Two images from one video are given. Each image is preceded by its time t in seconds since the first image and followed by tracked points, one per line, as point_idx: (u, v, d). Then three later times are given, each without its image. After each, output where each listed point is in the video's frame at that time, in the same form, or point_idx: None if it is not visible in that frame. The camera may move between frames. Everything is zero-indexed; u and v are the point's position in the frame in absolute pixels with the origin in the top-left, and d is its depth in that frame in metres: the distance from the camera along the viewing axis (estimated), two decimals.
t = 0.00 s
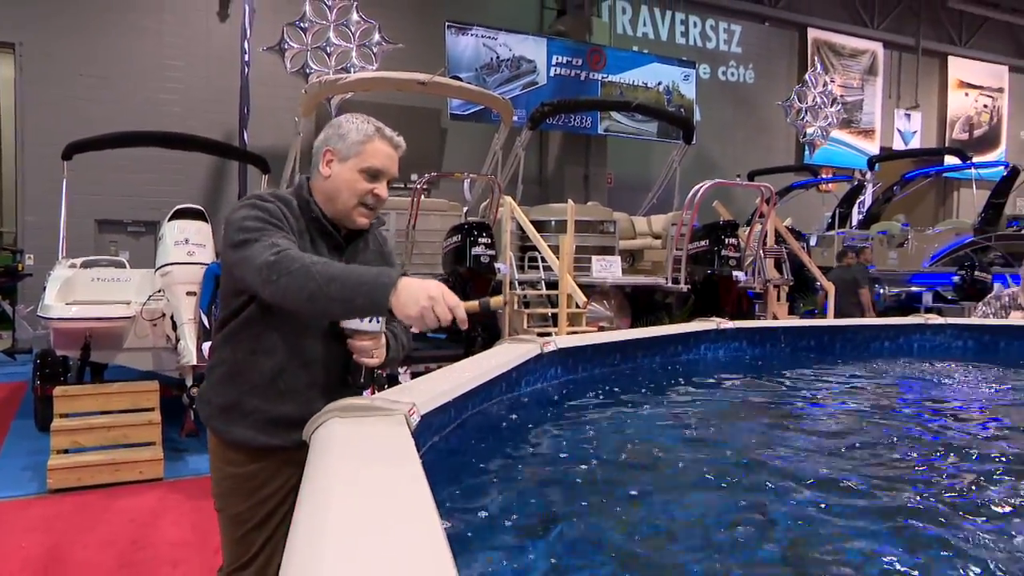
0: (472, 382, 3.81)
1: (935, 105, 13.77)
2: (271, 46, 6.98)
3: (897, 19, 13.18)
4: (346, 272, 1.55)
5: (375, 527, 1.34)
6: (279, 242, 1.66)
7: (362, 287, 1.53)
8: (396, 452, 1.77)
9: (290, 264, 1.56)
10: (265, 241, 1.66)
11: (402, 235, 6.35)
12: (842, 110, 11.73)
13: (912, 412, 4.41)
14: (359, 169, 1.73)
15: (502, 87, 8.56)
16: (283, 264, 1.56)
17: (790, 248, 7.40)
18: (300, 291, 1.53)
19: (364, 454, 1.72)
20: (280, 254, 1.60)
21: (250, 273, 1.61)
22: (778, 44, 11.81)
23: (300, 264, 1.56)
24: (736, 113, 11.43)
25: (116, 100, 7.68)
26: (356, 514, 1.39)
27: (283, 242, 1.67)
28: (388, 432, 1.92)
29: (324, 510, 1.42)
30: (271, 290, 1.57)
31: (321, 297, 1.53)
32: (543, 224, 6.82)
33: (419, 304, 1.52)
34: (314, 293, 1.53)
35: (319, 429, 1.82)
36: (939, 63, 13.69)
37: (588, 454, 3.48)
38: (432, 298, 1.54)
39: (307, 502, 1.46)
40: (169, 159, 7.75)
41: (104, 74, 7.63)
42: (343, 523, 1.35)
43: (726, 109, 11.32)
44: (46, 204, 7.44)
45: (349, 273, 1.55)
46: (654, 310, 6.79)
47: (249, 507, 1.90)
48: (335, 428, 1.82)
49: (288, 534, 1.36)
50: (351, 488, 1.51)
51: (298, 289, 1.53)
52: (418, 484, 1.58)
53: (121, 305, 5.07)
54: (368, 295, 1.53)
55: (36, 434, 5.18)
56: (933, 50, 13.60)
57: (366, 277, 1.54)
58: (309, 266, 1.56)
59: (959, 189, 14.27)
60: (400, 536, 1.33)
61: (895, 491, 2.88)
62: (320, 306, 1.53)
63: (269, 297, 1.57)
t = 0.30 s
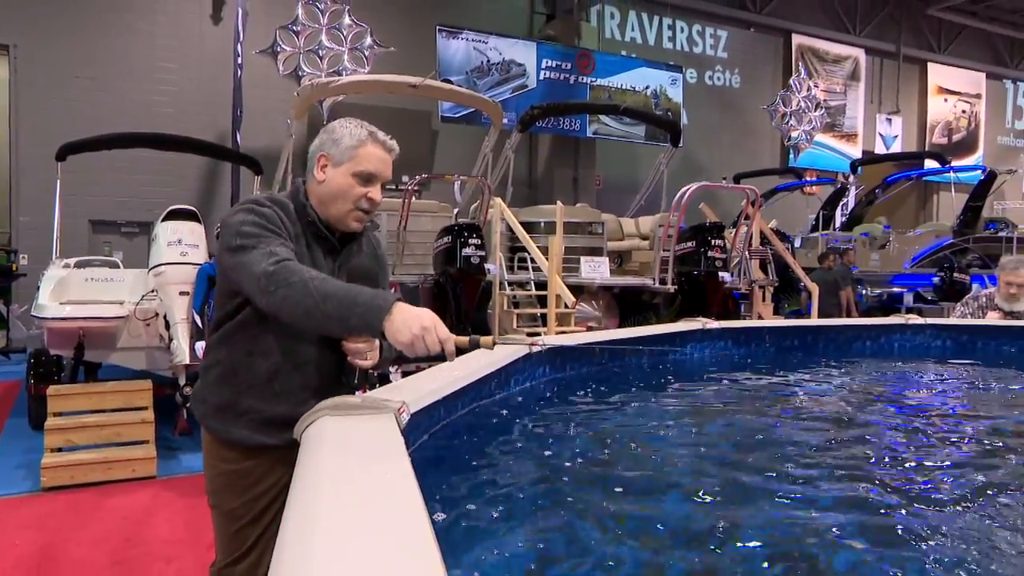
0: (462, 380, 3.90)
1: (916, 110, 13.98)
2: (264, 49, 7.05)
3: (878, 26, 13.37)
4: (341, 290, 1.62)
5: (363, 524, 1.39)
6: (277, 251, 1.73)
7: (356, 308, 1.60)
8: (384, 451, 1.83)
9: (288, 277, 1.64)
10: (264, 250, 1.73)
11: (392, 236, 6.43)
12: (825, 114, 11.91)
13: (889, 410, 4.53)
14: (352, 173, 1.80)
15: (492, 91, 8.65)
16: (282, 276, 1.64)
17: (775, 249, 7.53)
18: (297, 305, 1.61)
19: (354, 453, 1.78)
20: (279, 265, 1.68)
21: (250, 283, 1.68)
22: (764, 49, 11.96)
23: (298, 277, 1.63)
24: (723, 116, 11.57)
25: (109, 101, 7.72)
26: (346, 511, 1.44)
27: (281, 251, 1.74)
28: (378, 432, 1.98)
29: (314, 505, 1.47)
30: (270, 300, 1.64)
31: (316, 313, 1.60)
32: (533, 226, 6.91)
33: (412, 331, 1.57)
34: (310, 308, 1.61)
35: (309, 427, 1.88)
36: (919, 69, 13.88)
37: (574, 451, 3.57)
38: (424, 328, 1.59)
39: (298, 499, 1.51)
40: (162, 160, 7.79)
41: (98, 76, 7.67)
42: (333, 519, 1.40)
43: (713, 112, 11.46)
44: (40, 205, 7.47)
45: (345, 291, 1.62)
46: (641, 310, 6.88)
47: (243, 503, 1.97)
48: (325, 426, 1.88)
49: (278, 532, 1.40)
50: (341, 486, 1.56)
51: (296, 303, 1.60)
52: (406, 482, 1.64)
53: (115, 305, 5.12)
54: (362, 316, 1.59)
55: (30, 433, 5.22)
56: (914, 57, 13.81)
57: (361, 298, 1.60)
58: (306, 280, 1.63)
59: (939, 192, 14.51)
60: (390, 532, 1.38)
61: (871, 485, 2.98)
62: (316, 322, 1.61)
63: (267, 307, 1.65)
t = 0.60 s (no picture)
0: (458, 378, 3.98)
1: (903, 114, 14.13)
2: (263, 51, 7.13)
3: (866, 31, 13.52)
4: (326, 300, 1.62)
5: (360, 517, 1.41)
6: (261, 256, 1.73)
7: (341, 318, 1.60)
8: (382, 447, 1.85)
9: (271, 287, 1.64)
10: (248, 255, 1.72)
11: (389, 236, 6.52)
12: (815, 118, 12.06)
13: (872, 408, 4.63)
14: (310, 149, 1.84)
15: (486, 94, 8.74)
16: (266, 288, 1.64)
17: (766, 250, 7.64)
18: (282, 316, 1.62)
19: (351, 449, 1.80)
20: (263, 273, 1.68)
21: (237, 292, 1.69)
22: (756, 53, 12.09)
23: (281, 288, 1.63)
24: (716, 118, 11.68)
25: (109, 103, 7.79)
26: (344, 504, 1.46)
27: (264, 255, 1.73)
28: (375, 428, 2.01)
29: (312, 497, 1.49)
30: (256, 310, 1.66)
31: (302, 323, 1.62)
32: (528, 226, 7.00)
33: (394, 338, 1.58)
34: (295, 317, 1.62)
35: (308, 423, 1.91)
36: (907, 73, 14.01)
37: (568, 447, 3.64)
38: (405, 335, 1.60)
39: (296, 491, 1.53)
40: (161, 161, 7.85)
41: (98, 77, 7.73)
42: (332, 511, 1.42)
43: (705, 114, 11.57)
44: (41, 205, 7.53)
45: (329, 301, 1.62)
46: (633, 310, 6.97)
47: (246, 497, 2.00)
48: (324, 422, 1.90)
49: (276, 523, 1.42)
50: (340, 480, 1.58)
51: (282, 311, 1.61)
52: (403, 477, 1.66)
53: (115, 304, 5.19)
54: (347, 326, 1.60)
55: (32, 431, 5.28)
56: (902, 62, 13.95)
57: (345, 309, 1.61)
58: (288, 290, 1.64)
59: (926, 194, 14.69)
60: (387, 524, 1.40)
61: (858, 482, 3.06)
62: (304, 332, 1.63)
63: (255, 317, 1.67)
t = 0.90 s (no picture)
0: (455, 376, 4.06)
1: (892, 117, 14.28)
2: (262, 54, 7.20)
3: (857, 35, 13.65)
4: (307, 289, 1.68)
5: (354, 512, 1.48)
6: (247, 252, 1.81)
7: (323, 305, 1.66)
8: (377, 446, 1.92)
9: (254, 279, 1.72)
10: (235, 252, 1.82)
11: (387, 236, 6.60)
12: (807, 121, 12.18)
13: (858, 406, 4.73)
14: (295, 150, 1.92)
15: (482, 97, 8.83)
16: (249, 281, 1.72)
17: (758, 251, 7.74)
18: (265, 306, 1.69)
19: (346, 447, 1.87)
20: (247, 267, 1.76)
21: (226, 289, 1.78)
22: (749, 56, 12.20)
23: (263, 280, 1.71)
24: (710, 121, 11.79)
25: (110, 104, 7.85)
26: (339, 500, 1.53)
27: (251, 251, 1.82)
28: (371, 426, 2.07)
29: (310, 494, 1.56)
30: (242, 303, 1.74)
31: (286, 313, 1.68)
32: (524, 227, 7.08)
33: (379, 314, 1.63)
34: (279, 307, 1.68)
35: (305, 421, 1.98)
36: (896, 78, 14.16)
37: (562, 444, 3.73)
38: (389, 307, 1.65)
39: (294, 489, 1.60)
40: (160, 161, 7.92)
41: (98, 79, 7.80)
42: (328, 507, 1.49)
43: (699, 116, 11.67)
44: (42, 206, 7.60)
45: (310, 289, 1.68)
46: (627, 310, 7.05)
47: (243, 491, 2.07)
48: (321, 420, 1.97)
49: (275, 518, 1.50)
50: (336, 478, 1.66)
51: (265, 303, 1.68)
52: (397, 475, 1.73)
53: (116, 303, 5.26)
54: (330, 311, 1.66)
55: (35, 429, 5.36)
56: (891, 66, 14.07)
57: (326, 296, 1.67)
58: (269, 280, 1.71)
59: (915, 196, 14.85)
60: (380, 518, 1.47)
61: (841, 477, 3.15)
62: (289, 322, 1.69)
63: (242, 311, 1.75)
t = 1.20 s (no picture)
0: (450, 373, 4.15)
1: (883, 119, 14.41)
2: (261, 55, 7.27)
3: (849, 39, 13.78)
4: (308, 275, 1.76)
5: (347, 506, 1.56)
6: (250, 245, 1.89)
7: (323, 287, 1.75)
8: (372, 442, 2.00)
9: (255, 269, 1.79)
10: (239, 244, 1.89)
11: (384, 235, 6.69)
12: (798, 123, 12.31)
13: (845, 403, 4.83)
14: (305, 162, 1.98)
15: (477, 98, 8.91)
16: (251, 269, 1.79)
17: (750, 252, 7.85)
18: (266, 293, 1.76)
19: (343, 443, 1.95)
20: (249, 258, 1.83)
21: (228, 277, 1.85)
22: (743, 58, 12.30)
23: (265, 268, 1.78)
24: (703, 122, 11.91)
25: (110, 103, 7.92)
26: (334, 494, 1.62)
27: (254, 244, 1.89)
28: (368, 423, 2.15)
29: (306, 489, 1.64)
30: (243, 292, 1.80)
31: (286, 299, 1.76)
32: (519, 226, 7.14)
33: (383, 287, 1.74)
34: (279, 294, 1.76)
35: (303, 416, 2.06)
36: (886, 81, 14.32)
37: (554, 440, 3.83)
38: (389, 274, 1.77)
39: (291, 483, 1.68)
40: (159, 160, 7.98)
41: (99, 78, 7.86)
42: (323, 501, 1.58)
43: (692, 118, 11.78)
44: (43, 204, 7.67)
45: (310, 275, 1.76)
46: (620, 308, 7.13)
47: (239, 484, 2.16)
48: (318, 415, 2.06)
49: (274, 509, 1.58)
50: (332, 473, 1.74)
51: (266, 290, 1.75)
52: (390, 471, 1.81)
53: (116, 300, 5.34)
54: (331, 292, 1.75)
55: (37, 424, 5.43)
56: (880, 70, 14.21)
57: (327, 280, 1.75)
58: (271, 270, 1.78)
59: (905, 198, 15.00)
60: (372, 512, 1.56)
61: (824, 472, 3.24)
62: (288, 307, 1.76)
63: (242, 298, 1.81)
